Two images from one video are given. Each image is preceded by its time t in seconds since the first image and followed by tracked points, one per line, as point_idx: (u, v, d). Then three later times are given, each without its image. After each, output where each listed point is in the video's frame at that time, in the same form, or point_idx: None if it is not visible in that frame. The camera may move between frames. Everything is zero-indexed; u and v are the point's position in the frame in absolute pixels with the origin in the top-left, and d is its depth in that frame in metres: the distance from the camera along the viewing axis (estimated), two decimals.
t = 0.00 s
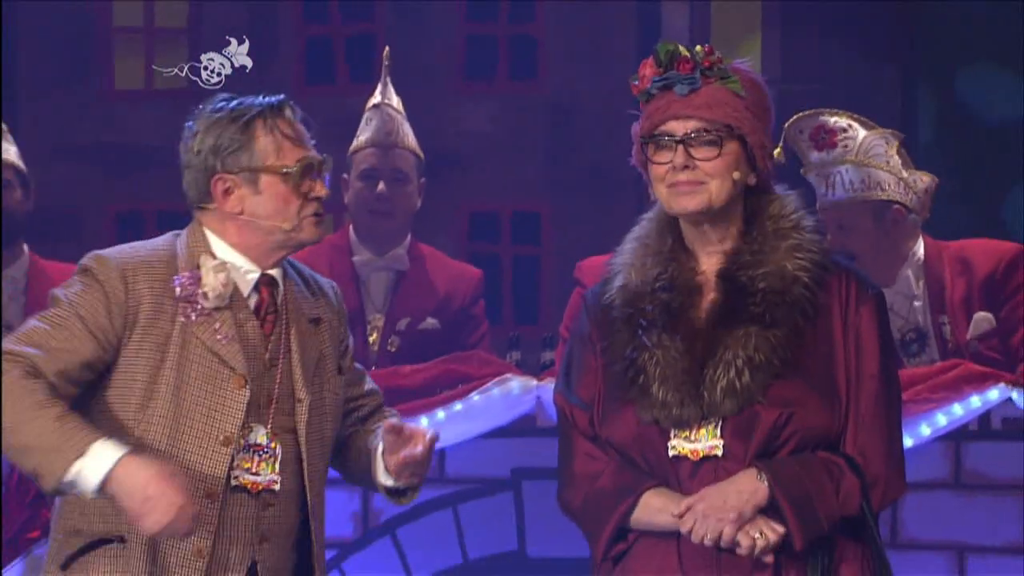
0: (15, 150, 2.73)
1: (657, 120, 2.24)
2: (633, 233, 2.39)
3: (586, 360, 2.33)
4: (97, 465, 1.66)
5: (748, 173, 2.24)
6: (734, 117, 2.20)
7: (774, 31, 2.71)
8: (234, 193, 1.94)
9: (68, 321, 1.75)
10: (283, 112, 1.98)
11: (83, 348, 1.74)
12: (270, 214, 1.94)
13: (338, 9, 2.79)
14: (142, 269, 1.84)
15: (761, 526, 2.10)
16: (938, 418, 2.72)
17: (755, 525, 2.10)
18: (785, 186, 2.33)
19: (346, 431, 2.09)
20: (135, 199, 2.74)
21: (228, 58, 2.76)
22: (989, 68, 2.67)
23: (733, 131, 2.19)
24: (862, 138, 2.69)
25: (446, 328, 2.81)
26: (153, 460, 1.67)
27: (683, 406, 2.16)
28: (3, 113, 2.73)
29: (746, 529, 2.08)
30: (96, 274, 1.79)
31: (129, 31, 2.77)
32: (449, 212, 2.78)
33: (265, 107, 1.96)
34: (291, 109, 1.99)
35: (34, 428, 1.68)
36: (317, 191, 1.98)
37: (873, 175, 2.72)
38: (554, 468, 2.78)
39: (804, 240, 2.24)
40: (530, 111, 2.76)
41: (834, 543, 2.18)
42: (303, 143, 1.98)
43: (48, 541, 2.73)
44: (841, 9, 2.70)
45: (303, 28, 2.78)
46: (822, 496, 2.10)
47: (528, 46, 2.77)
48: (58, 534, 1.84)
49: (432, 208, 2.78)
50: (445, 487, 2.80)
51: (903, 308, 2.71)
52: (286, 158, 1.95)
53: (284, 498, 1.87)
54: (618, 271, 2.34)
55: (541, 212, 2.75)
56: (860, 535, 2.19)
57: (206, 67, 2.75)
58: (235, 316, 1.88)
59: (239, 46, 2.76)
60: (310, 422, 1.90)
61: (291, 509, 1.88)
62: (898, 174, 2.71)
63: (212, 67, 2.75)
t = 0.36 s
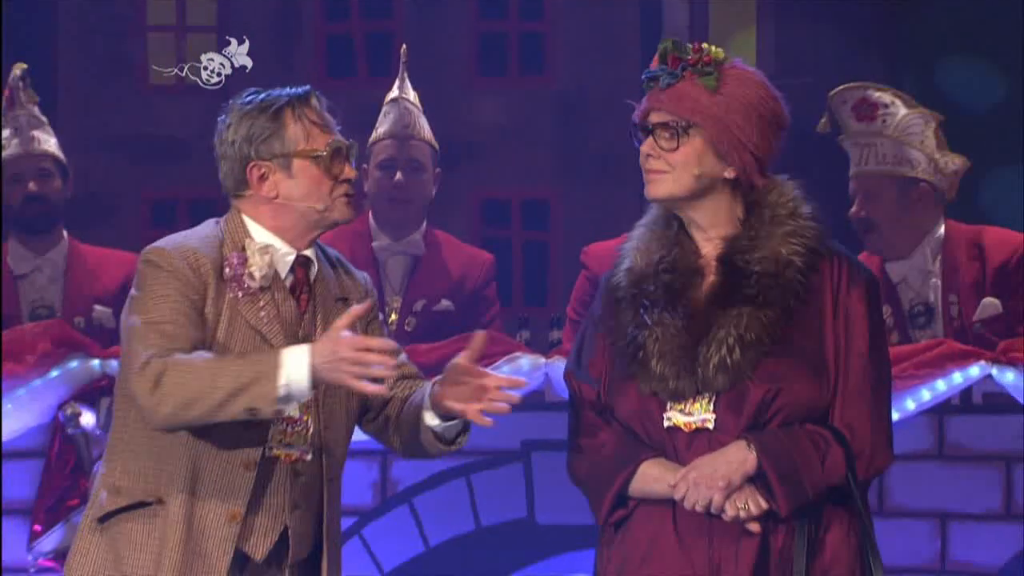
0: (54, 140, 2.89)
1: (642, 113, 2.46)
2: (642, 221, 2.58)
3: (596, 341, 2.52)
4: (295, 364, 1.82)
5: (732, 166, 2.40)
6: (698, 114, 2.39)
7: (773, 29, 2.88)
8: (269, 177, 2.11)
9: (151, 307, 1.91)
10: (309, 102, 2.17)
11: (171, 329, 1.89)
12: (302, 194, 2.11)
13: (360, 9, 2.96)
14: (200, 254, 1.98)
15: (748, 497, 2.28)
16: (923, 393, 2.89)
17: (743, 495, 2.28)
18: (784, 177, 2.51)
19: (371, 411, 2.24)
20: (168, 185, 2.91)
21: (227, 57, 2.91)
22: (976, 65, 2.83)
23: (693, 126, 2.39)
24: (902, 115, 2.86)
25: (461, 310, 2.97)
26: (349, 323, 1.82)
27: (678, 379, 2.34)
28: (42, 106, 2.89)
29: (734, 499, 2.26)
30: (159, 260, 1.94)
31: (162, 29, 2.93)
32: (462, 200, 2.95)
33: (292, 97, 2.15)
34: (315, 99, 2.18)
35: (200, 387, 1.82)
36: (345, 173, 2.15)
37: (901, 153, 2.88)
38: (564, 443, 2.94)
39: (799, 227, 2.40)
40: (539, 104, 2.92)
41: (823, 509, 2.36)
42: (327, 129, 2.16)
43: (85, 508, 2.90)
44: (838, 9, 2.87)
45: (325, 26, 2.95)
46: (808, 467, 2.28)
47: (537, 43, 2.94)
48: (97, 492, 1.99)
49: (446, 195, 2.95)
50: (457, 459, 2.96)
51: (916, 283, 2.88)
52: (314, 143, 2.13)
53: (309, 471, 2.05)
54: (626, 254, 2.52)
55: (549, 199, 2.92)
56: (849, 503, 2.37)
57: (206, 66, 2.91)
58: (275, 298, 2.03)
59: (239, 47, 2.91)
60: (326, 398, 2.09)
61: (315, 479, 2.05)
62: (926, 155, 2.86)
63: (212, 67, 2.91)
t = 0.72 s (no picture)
0: (81, 135, 3.05)
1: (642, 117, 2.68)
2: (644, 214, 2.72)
3: (598, 334, 2.65)
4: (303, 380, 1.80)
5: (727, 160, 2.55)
6: (694, 112, 2.56)
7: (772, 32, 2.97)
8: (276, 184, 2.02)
9: (165, 311, 1.72)
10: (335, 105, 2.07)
11: (180, 325, 1.72)
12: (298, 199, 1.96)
13: (372, 11, 3.09)
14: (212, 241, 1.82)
15: (741, 473, 2.43)
16: (909, 378, 3.05)
17: (734, 469, 2.44)
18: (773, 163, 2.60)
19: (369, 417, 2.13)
20: (180, 179, 2.97)
21: (223, 57, 3.01)
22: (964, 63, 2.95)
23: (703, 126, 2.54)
24: (949, 104, 3.05)
25: (467, 298, 3.11)
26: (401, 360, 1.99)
27: (672, 362, 2.51)
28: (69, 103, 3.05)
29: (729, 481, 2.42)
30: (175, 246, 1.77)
31: (180, 29, 3.05)
32: (467, 192, 3.06)
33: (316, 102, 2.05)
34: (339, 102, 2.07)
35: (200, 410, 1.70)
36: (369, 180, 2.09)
37: (943, 139, 3.06)
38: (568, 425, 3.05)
39: (792, 216, 2.52)
40: (541, 100, 3.03)
41: (813, 489, 2.43)
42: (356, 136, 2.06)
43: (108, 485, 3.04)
44: (832, 12, 2.98)
45: (336, 26, 3.07)
46: (796, 447, 2.40)
47: (540, 42, 3.06)
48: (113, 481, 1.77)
49: (451, 188, 3.06)
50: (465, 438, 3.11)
51: (937, 266, 3.08)
52: (339, 147, 2.03)
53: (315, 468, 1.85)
54: (629, 248, 2.67)
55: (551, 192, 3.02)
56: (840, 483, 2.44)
57: (204, 66, 3.02)
58: (299, 288, 1.94)
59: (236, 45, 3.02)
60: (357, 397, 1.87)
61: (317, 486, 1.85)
62: (959, 145, 3.06)
63: (206, 67, 3.02)
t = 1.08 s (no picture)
0: (117, 129, 3.27)
1: (635, 130, 2.55)
2: (633, 207, 2.76)
3: (596, 310, 2.68)
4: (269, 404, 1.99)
5: (722, 155, 2.58)
6: (693, 121, 2.51)
7: (752, 32, 3.23)
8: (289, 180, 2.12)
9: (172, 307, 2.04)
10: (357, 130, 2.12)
11: (182, 320, 2.03)
12: (323, 242, 2.11)
13: (388, 14, 3.33)
14: (220, 238, 2.09)
15: (730, 446, 2.44)
16: (883, 352, 3.23)
17: (724, 444, 2.44)
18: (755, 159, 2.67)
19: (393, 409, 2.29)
20: (214, 168, 3.25)
21: (229, 57, 3.28)
22: (935, 60, 3.18)
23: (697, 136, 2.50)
24: (981, 105, 3.20)
25: (474, 279, 3.34)
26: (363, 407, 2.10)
27: (664, 346, 2.51)
28: (106, 98, 3.26)
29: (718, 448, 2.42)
30: (189, 243, 2.08)
31: (212, 31, 3.30)
32: (476, 181, 3.32)
33: (342, 119, 2.11)
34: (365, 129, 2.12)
35: (186, 393, 1.99)
36: (335, 208, 2.09)
37: (971, 138, 3.21)
38: (567, 395, 3.33)
39: (769, 206, 2.57)
40: (545, 97, 3.30)
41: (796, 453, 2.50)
42: (364, 167, 2.10)
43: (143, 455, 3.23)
44: (813, 12, 3.22)
45: (355, 27, 3.31)
46: (783, 414, 2.44)
47: (543, 42, 3.31)
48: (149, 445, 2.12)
49: (461, 177, 3.33)
50: (469, 410, 3.34)
51: (948, 249, 3.25)
52: (338, 175, 2.09)
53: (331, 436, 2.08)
54: (620, 237, 2.69)
55: (553, 181, 3.28)
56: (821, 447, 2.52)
57: (207, 67, 3.28)
58: (297, 276, 2.10)
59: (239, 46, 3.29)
60: (353, 371, 2.11)
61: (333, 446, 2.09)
62: (983, 145, 3.21)
63: (214, 68, 3.28)
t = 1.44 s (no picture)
0: (142, 125, 3.47)
1: (636, 127, 2.72)
2: (624, 198, 2.93)
3: (591, 295, 2.84)
4: (261, 387, 2.25)
5: (714, 152, 2.76)
6: (694, 119, 2.68)
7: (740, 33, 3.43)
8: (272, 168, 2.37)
9: (172, 296, 2.33)
10: (333, 123, 2.36)
11: (182, 307, 2.32)
12: (304, 225, 2.35)
13: (396, 16, 3.52)
14: (215, 229, 2.37)
15: (727, 423, 2.61)
16: (862, 335, 3.43)
17: (721, 422, 2.61)
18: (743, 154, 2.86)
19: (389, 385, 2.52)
20: (234, 162, 3.47)
21: (228, 57, 3.48)
22: (912, 60, 3.39)
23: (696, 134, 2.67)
24: (956, 104, 3.38)
25: (478, 266, 3.52)
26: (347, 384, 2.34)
27: (663, 330, 2.68)
28: (131, 96, 3.47)
29: (716, 425, 2.60)
30: (188, 236, 2.37)
31: (231, 32, 3.49)
32: (480, 173, 3.51)
33: (319, 113, 2.36)
34: (340, 122, 2.37)
35: (183, 370, 2.27)
36: (308, 194, 2.33)
37: (948, 134, 3.39)
38: (563, 376, 3.53)
39: (757, 198, 2.76)
40: (545, 95, 3.50)
41: (786, 431, 2.70)
42: (336, 155, 2.33)
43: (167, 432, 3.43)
44: (796, 16, 3.42)
45: (366, 29, 3.52)
46: (774, 395, 2.62)
47: (543, 43, 3.51)
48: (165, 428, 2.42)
49: (465, 170, 3.52)
50: (473, 391, 3.54)
51: (927, 237, 3.42)
52: (311, 161, 2.33)
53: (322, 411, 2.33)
54: (614, 226, 2.86)
55: (552, 174, 3.49)
56: (810, 424, 2.72)
57: (207, 66, 3.48)
58: (287, 262, 2.36)
59: (238, 46, 3.48)
60: (338, 348, 2.35)
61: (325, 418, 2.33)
62: (957, 141, 3.39)
63: (212, 67, 3.48)
